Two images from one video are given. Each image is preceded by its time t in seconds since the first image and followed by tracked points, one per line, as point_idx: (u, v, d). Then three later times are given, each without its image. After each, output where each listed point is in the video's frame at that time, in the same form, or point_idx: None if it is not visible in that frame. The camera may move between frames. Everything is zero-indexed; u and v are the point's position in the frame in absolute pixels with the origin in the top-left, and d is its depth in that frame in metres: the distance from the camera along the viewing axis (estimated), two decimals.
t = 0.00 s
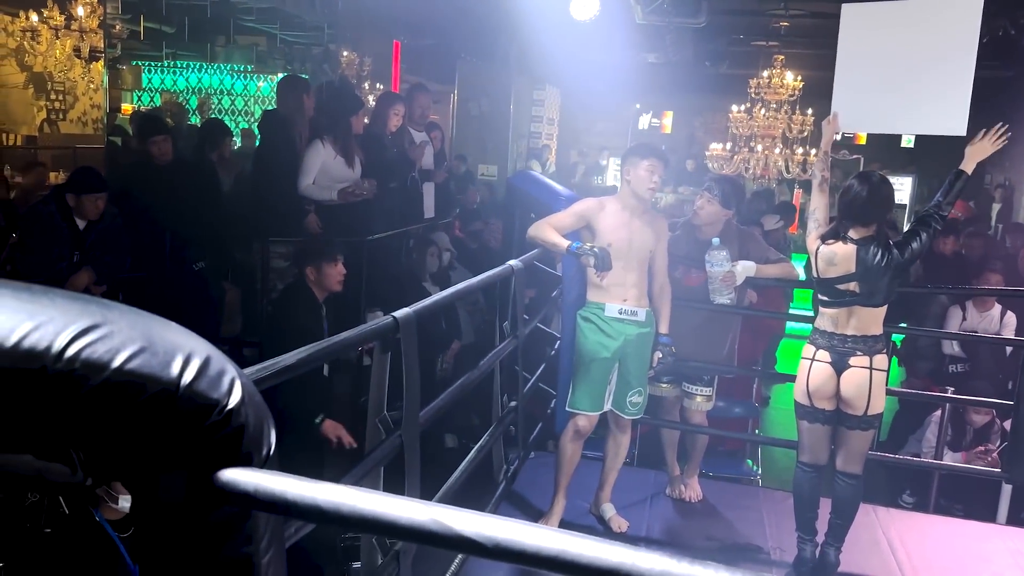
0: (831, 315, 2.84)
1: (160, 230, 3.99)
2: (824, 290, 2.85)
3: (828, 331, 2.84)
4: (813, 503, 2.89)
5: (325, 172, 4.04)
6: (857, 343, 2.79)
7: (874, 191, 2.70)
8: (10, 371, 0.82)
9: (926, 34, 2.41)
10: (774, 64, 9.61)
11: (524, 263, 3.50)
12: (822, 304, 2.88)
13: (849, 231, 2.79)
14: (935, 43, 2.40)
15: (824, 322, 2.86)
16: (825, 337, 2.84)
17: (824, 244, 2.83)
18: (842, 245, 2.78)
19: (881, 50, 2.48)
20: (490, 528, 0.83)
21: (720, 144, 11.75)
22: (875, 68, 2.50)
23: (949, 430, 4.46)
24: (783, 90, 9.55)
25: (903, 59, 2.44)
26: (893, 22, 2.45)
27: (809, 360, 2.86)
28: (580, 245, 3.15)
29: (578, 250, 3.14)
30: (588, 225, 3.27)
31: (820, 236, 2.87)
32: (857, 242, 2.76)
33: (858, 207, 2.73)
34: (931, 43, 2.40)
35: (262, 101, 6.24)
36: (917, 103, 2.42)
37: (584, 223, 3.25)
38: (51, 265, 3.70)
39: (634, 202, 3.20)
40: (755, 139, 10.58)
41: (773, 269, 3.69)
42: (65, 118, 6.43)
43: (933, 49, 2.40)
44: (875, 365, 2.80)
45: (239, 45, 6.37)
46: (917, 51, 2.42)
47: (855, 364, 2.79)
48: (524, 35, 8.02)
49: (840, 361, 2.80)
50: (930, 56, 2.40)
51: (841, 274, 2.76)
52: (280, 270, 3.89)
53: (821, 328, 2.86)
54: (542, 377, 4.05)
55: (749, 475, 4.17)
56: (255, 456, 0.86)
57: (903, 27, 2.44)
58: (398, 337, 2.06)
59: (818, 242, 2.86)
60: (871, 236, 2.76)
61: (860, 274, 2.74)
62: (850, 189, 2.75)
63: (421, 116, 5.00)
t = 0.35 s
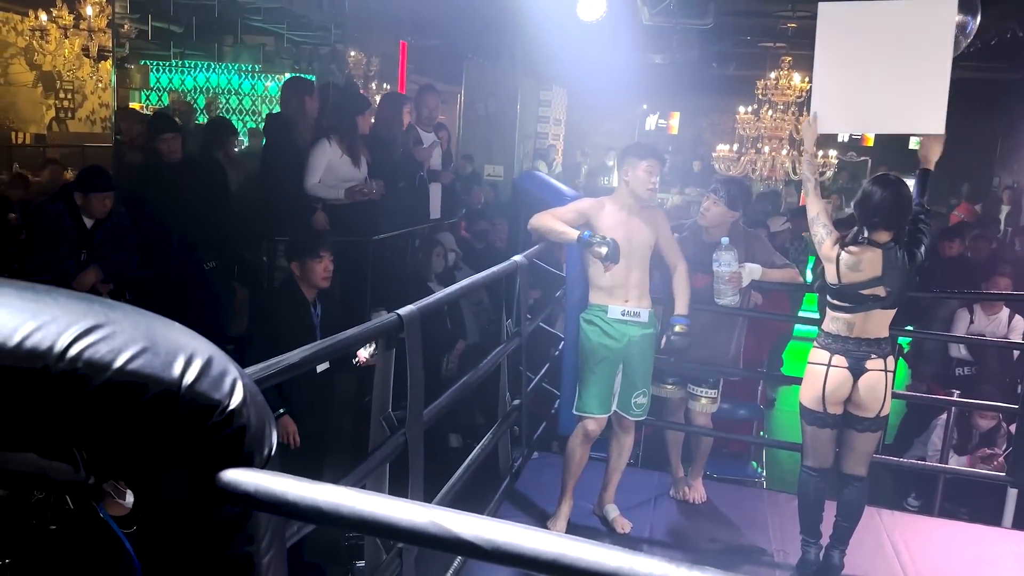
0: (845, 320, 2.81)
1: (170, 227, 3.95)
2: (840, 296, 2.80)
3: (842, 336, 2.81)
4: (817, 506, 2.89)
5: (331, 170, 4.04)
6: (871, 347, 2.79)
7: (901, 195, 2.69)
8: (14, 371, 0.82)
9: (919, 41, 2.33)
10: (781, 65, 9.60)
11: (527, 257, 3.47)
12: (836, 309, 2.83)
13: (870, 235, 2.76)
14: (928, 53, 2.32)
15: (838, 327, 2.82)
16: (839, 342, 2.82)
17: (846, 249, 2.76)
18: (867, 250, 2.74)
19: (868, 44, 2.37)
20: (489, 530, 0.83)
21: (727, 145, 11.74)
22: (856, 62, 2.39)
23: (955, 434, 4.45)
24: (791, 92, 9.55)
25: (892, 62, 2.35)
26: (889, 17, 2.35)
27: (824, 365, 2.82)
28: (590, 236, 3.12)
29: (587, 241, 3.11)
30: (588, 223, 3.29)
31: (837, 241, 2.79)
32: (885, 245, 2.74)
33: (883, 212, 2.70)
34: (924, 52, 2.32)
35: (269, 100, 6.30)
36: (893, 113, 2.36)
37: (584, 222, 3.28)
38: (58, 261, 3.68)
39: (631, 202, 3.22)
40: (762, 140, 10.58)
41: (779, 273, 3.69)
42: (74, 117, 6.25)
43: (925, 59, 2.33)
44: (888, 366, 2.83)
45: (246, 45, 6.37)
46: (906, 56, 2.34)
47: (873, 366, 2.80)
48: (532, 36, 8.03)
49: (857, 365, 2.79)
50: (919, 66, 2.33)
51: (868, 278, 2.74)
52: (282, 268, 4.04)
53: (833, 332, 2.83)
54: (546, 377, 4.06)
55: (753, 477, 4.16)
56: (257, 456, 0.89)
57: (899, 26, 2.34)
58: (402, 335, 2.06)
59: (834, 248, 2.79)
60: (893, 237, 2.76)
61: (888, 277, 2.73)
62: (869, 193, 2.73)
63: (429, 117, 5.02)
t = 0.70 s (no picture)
0: (851, 323, 2.80)
1: (170, 225, 3.92)
2: (849, 300, 2.78)
3: (848, 338, 2.80)
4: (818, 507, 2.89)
5: (332, 169, 4.03)
6: (875, 349, 2.80)
7: (911, 197, 2.68)
8: (14, 367, 0.82)
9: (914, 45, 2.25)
10: (784, 66, 9.59)
11: (526, 263, 3.48)
12: (842, 312, 2.81)
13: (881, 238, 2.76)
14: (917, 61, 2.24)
15: (844, 330, 2.81)
16: (845, 345, 2.80)
17: (861, 253, 2.73)
18: (880, 253, 2.73)
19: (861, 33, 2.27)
20: (483, 525, 0.84)
21: (728, 146, 11.73)
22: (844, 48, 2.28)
23: (957, 435, 4.44)
24: (794, 92, 9.53)
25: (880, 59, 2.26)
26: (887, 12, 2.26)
27: (832, 369, 2.81)
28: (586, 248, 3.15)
29: (583, 253, 3.13)
30: (585, 227, 3.29)
31: (849, 246, 2.75)
32: (897, 248, 2.74)
33: (892, 215, 2.70)
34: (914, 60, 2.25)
35: (272, 99, 6.23)
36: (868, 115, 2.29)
37: (581, 225, 3.28)
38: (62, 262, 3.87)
39: (628, 202, 3.22)
40: (765, 140, 10.57)
41: (779, 273, 3.69)
42: (77, 116, 6.68)
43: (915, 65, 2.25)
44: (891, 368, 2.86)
45: (248, 45, 6.31)
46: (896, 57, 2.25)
47: (879, 369, 2.81)
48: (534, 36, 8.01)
49: (865, 368, 2.80)
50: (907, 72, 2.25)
51: (883, 282, 2.73)
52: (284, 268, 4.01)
53: (840, 335, 2.82)
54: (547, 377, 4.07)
55: (754, 477, 4.16)
56: (253, 453, 0.91)
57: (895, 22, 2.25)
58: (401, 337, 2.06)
59: (845, 253, 2.75)
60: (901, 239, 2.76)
61: (902, 280, 2.74)
62: (874, 196, 2.74)
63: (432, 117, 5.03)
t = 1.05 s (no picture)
0: (851, 324, 2.80)
1: (173, 223, 3.96)
2: (848, 300, 2.78)
3: (848, 339, 2.81)
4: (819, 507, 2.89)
5: (332, 169, 4.09)
6: (875, 350, 2.80)
7: (912, 198, 2.68)
8: (21, 362, 0.83)
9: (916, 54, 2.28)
10: (785, 66, 9.59)
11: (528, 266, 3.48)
12: (841, 313, 2.82)
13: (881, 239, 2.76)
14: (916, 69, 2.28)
15: (843, 330, 2.82)
16: (844, 345, 2.81)
17: (861, 254, 2.74)
18: (879, 254, 2.73)
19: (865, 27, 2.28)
20: (488, 521, 0.85)
21: (728, 146, 11.74)
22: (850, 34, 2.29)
23: (957, 435, 4.45)
24: (794, 92, 9.53)
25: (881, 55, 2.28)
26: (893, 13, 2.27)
27: (831, 370, 2.82)
28: (584, 263, 3.12)
29: (580, 267, 3.11)
30: (585, 228, 3.26)
31: (848, 245, 2.76)
32: (898, 250, 2.74)
33: (893, 217, 2.70)
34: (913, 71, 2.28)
35: (272, 100, 6.25)
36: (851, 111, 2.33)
37: (581, 226, 3.24)
38: (63, 260, 3.78)
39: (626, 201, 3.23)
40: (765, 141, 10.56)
41: (780, 271, 3.68)
42: (79, 116, 6.65)
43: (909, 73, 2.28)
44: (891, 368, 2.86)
45: (248, 45, 6.28)
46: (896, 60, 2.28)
47: (879, 370, 2.82)
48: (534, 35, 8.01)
49: (863, 369, 2.80)
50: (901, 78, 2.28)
51: (881, 283, 2.73)
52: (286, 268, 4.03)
53: (839, 336, 2.82)
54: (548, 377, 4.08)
55: (755, 477, 4.16)
56: (259, 448, 0.92)
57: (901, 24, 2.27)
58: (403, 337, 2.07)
59: (845, 253, 2.75)
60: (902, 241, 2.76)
61: (901, 282, 2.73)
62: (876, 197, 2.73)
63: (434, 118, 5.03)
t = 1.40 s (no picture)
0: (845, 322, 2.82)
1: (174, 225, 3.99)
2: (838, 296, 2.82)
3: (842, 337, 2.82)
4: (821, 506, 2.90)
5: (332, 169, 4.10)
6: (871, 350, 2.78)
7: (904, 195, 2.70)
8: (22, 364, 0.83)
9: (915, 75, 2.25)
10: (786, 66, 9.58)
11: (528, 266, 3.48)
12: (837, 311, 2.84)
13: (873, 236, 2.77)
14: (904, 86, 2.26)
15: (838, 329, 2.83)
16: (838, 343, 2.83)
17: (847, 249, 2.78)
18: (867, 251, 2.75)
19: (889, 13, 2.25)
20: (489, 519, 0.85)
21: (730, 146, 11.74)
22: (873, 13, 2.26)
23: (959, 434, 4.44)
24: (795, 92, 9.52)
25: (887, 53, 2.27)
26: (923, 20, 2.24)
27: (823, 367, 2.84)
28: (581, 269, 3.10)
29: (578, 272, 3.09)
30: (586, 227, 3.26)
31: (837, 241, 2.82)
32: (886, 249, 2.74)
33: (885, 217, 2.71)
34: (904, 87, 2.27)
35: (273, 101, 6.40)
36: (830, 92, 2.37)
37: (582, 225, 3.24)
38: (65, 262, 3.71)
39: (628, 202, 3.24)
40: (767, 140, 10.56)
41: (780, 273, 3.69)
42: (80, 116, 6.69)
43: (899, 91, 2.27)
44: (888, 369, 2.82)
45: (251, 45, 6.27)
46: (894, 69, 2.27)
47: (872, 369, 2.79)
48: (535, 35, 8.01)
49: (855, 368, 2.79)
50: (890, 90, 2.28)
51: (866, 280, 2.74)
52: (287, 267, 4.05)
53: (833, 333, 2.84)
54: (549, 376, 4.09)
55: (757, 476, 4.17)
56: (261, 448, 0.93)
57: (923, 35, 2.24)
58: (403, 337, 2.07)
59: (836, 248, 2.81)
60: (896, 240, 2.76)
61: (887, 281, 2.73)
62: (871, 195, 2.74)
63: (436, 118, 5.03)
